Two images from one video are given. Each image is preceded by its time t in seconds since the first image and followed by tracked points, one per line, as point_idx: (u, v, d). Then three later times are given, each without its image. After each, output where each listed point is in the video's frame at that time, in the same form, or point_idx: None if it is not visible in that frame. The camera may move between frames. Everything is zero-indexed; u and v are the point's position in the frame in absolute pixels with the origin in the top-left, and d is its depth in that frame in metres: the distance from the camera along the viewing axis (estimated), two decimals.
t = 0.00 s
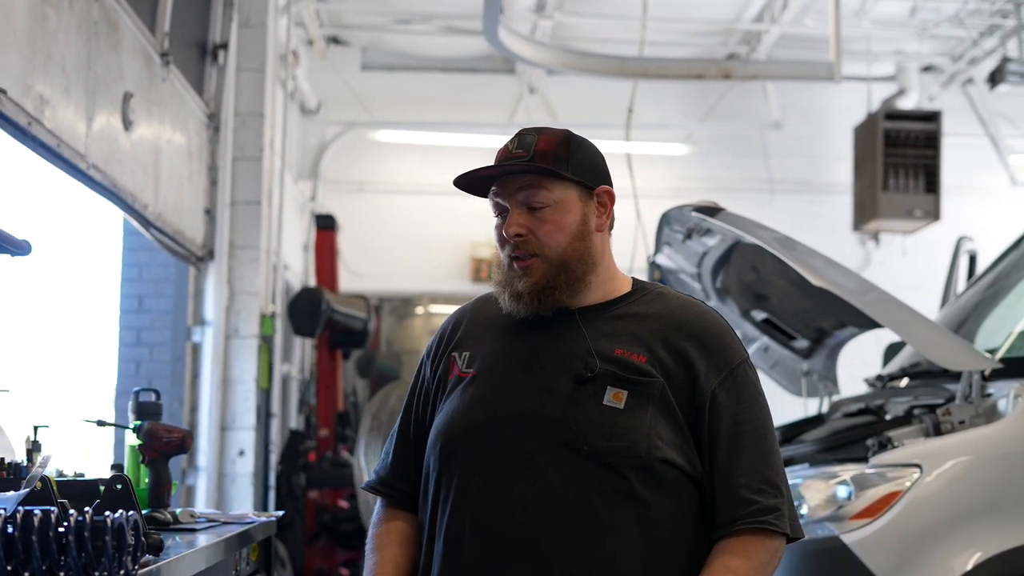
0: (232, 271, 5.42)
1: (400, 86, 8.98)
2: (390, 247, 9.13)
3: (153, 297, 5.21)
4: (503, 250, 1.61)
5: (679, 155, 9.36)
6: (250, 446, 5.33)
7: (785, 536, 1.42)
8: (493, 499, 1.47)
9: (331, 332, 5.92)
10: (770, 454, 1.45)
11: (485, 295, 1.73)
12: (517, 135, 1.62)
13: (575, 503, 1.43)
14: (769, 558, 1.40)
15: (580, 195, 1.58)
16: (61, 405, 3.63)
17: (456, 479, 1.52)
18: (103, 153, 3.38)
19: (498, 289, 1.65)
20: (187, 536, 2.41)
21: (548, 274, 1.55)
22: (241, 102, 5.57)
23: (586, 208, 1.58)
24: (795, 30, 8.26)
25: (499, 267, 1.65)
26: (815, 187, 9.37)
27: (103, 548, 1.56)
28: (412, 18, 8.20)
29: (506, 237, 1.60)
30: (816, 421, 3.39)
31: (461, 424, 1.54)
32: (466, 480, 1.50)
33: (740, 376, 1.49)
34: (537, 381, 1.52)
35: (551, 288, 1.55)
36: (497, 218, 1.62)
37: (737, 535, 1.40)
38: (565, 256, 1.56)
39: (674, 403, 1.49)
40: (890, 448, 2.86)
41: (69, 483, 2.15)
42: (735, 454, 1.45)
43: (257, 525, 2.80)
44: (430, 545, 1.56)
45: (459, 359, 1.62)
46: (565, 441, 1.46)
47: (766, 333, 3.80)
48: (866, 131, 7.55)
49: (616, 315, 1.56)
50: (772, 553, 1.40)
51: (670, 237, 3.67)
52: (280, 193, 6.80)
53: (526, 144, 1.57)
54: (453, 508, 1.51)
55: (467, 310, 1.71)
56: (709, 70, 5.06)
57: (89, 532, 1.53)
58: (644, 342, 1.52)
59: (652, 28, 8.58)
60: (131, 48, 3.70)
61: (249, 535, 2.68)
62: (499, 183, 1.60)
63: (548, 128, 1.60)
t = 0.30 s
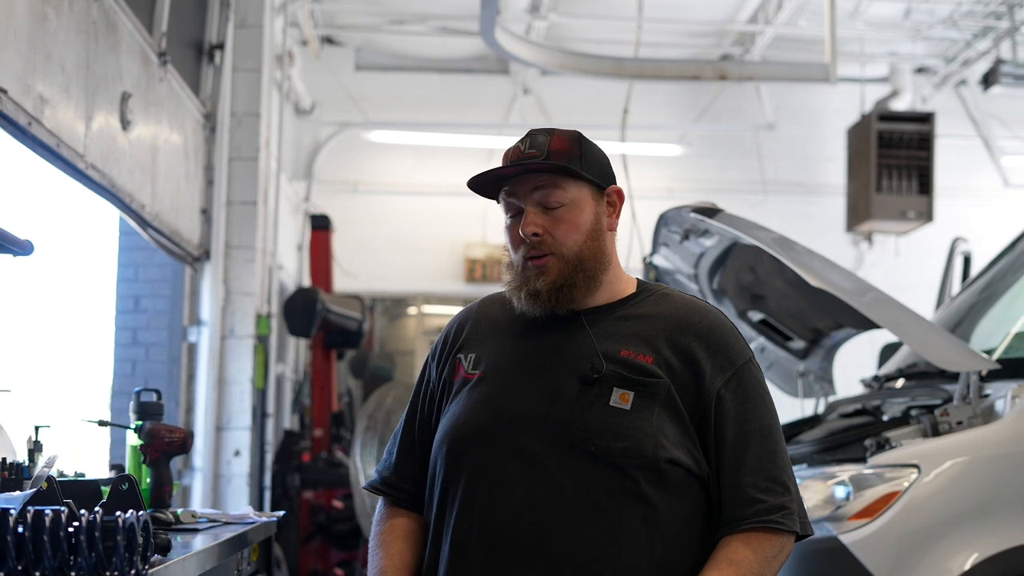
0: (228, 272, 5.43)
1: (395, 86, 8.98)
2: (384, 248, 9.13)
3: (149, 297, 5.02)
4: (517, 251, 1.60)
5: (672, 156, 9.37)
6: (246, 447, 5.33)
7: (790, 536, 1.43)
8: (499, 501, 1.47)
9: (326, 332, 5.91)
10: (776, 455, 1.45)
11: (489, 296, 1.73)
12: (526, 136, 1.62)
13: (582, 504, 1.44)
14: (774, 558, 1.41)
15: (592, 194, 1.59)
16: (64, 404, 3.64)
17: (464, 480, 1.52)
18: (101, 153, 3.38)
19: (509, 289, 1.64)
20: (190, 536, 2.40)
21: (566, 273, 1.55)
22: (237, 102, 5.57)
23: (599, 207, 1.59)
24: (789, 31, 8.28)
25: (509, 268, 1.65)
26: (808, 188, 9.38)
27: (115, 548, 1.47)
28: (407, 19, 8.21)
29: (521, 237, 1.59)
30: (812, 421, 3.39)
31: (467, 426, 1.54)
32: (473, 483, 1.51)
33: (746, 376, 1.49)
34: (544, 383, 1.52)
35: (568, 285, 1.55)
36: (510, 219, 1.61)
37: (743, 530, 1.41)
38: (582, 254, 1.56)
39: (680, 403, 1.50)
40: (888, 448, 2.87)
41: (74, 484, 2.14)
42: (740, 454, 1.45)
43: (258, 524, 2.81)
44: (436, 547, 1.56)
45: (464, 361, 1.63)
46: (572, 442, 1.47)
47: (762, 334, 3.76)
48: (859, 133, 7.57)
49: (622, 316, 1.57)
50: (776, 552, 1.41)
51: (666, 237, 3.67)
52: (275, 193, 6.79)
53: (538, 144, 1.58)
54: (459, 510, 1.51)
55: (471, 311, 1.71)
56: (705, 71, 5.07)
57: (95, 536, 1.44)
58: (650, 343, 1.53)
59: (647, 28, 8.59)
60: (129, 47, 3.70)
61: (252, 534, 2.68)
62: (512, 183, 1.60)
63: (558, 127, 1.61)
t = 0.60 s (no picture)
0: (220, 271, 5.41)
1: (386, 85, 8.97)
2: (375, 247, 9.12)
3: (141, 295, 5.06)
4: (519, 246, 1.61)
5: (663, 155, 9.38)
6: (238, 445, 5.32)
7: (790, 531, 1.44)
8: (502, 494, 1.48)
9: (316, 331, 5.91)
10: (775, 450, 1.47)
11: (487, 292, 1.73)
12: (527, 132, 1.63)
13: (585, 497, 1.44)
14: (776, 552, 1.42)
15: (594, 190, 1.60)
16: (58, 399, 3.65)
17: (465, 474, 1.52)
18: (94, 151, 3.37)
19: (509, 285, 1.64)
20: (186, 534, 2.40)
21: (567, 268, 1.56)
22: (229, 101, 5.56)
23: (599, 203, 1.61)
24: (779, 31, 8.30)
25: (509, 264, 1.65)
26: (798, 186, 9.40)
27: (117, 542, 1.49)
28: (397, 18, 8.21)
29: (523, 233, 1.59)
30: (805, 419, 3.40)
31: (469, 420, 1.54)
32: (475, 476, 1.51)
33: (745, 372, 1.51)
34: (546, 377, 1.53)
35: (570, 281, 1.56)
36: (511, 214, 1.62)
37: (744, 523, 1.42)
38: (584, 249, 1.57)
39: (681, 398, 1.51)
40: (882, 445, 2.88)
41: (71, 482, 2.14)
42: (741, 449, 1.46)
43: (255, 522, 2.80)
44: (437, 541, 1.56)
45: (464, 356, 1.63)
46: (575, 436, 1.47)
47: (754, 332, 3.77)
48: (849, 132, 7.59)
49: (623, 312, 1.57)
50: (778, 547, 1.42)
51: (660, 236, 3.68)
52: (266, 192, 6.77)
53: (541, 139, 1.58)
54: (461, 504, 1.51)
55: (469, 307, 1.71)
56: (696, 71, 5.08)
57: (97, 530, 1.45)
58: (651, 338, 1.53)
59: (638, 28, 8.60)
60: (122, 45, 3.69)
61: (247, 533, 2.68)
62: (513, 179, 1.61)
63: (560, 123, 1.61)
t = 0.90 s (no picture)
0: (206, 270, 5.39)
1: (372, 84, 8.95)
2: (362, 247, 9.10)
3: (127, 294, 5.01)
4: (509, 242, 1.60)
5: (649, 155, 9.39)
6: (224, 445, 5.30)
7: (781, 528, 1.45)
8: (495, 492, 1.47)
9: (302, 331, 5.89)
10: (765, 447, 1.48)
11: (474, 291, 1.73)
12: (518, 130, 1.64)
13: (579, 495, 1.44)
14: (769, 548, 1.43)
15: (584, 188, 1.61)
16: (44, 399, 3.63)
17: (458, 472, 1.52)
18: (81, 149, 3.35)
19: (499, 283, 1.64)
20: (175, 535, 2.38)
21: (559, 264, 1.56)
22: (215, 99, 5.53)
23: (590, 202, 1.61)
24: (765, 31, 8.33)
25: (499, 262, 1.65)
26: (783, 186, 9.44)
27: (109, 542, 1.47)
28: (384, 17, 8.20)
29: (513, 229, 1.60)
30: (792, 419, 3.42)
31: (461, 417, 1.54)
32: (467, 474, 1.50)
33: (735, 369, 1.52)
34: (538, 374, 1.53)
35: (561, 277, 1.56)
36: (502, 211, 1.62)
37: (736, 520, 1.43)
38: (575, 247, 1.57)
39: (672, 394, 1.51)
40: (870, 444, 2.90)
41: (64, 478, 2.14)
42: (733, 445, 1.47)
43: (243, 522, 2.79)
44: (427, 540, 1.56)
45: (453, 354, 1.62)
46: (568, 433, 1.47)
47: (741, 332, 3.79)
48: (835, 132, 7.62)
49: (614, 310, 1.58)
50: (770, 544, 1.44)
51: (647, 235, 3.69)
52: (251, 192, 6.75)
53: (532, 137, 1.59)
54: (453, 502, 1.51)
55: (457, 306, 1.70)
56: (683, 70, 5.09)
57: (87, 529, 1.43)
58: (642, 335, 1.54)
59: (625, 27, 8.61)
60: (109, 42, 3.67)
61: (236, 533, 2.67)
62: (504, 176, 1.61)
63: (551, 122, 1.62)
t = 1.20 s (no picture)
0: (199, 270, 5.38)
1: (364, 84, 8.95)
2: (353, 246, 9.09)
3: (119, 294, 4.97)
4: (502, 239, 1.65)
5: (641, 155, 9.39)
6: (217, 445, 5.29)
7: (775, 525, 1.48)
8: (490, 482, 1.51)
9: (294, 331, 5.87)
10: (758, 444, 1.51)
11: (471, 290, 1.77)
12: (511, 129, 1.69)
13: (572, 485, 1.47)
14: (761, 543, 1.46)
15: (576, 186, 1.65)
16: (37, 397, 3.63)
17: (453, 463, 1.55)
18: (75, 149, 3.35)
19: (494, 281, 1.68)
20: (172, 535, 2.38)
21: (551, 259, 1.60)
22: (207, 98, 5.52)
23: (582, 199, 1.65)
24: (757, 32, 8.34)
25: (495, 260, 1.69)
26: (774, 186, 9.46)
27: (109, 541, 1.52)
28: (376, 16, 8.19)
29: (506, 226, 1.64)
30: (786, 418, 3.43)
31: (457, 410, 1.57)
32: (462, 464, 1.54)
33: (729, 365, 1.55)
34: (534, 367, 1.56)
35: (553, 273, 1.60)
36: (494, 208, 1.66)
37: (728, 513, 1.46)
38: (567, 242, 1.61)
39: (666, 389, 1.54)
40: (864, 443, 2.91)
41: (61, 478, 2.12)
42: (725, 440, 1.50)
43: (239, 521, 2.80)
44: (422, 531, 1.58)
45: (449, 350, 1.66)
46: (563, 425, 1.50)
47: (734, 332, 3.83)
48: (826, 133, 7.63)
49: (607, 307, 1.61)
50: (763, 541, 1.46)
51: (641, 235, 3.69)
52: (243, 192, 6.73)
53: (523, 135, 1.63)
54: (449, 492, 1.54)
55: (454, 305, 1.74)
56: (675, 70, 5.10)
57: (88, 528, 1.48)
58: (636, 331, 1.57)
59: (617, 27, 8.61)
60: (102, 42, 3.65)
61: (232, 533, 2.67)
62: (496, 174, 1.66)
63: (543, 122, 1.67)
